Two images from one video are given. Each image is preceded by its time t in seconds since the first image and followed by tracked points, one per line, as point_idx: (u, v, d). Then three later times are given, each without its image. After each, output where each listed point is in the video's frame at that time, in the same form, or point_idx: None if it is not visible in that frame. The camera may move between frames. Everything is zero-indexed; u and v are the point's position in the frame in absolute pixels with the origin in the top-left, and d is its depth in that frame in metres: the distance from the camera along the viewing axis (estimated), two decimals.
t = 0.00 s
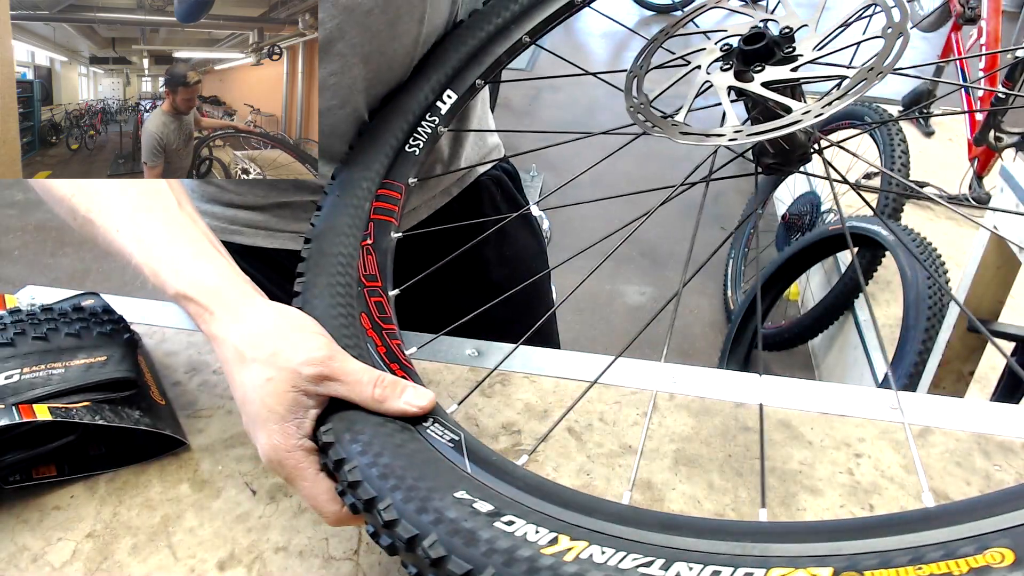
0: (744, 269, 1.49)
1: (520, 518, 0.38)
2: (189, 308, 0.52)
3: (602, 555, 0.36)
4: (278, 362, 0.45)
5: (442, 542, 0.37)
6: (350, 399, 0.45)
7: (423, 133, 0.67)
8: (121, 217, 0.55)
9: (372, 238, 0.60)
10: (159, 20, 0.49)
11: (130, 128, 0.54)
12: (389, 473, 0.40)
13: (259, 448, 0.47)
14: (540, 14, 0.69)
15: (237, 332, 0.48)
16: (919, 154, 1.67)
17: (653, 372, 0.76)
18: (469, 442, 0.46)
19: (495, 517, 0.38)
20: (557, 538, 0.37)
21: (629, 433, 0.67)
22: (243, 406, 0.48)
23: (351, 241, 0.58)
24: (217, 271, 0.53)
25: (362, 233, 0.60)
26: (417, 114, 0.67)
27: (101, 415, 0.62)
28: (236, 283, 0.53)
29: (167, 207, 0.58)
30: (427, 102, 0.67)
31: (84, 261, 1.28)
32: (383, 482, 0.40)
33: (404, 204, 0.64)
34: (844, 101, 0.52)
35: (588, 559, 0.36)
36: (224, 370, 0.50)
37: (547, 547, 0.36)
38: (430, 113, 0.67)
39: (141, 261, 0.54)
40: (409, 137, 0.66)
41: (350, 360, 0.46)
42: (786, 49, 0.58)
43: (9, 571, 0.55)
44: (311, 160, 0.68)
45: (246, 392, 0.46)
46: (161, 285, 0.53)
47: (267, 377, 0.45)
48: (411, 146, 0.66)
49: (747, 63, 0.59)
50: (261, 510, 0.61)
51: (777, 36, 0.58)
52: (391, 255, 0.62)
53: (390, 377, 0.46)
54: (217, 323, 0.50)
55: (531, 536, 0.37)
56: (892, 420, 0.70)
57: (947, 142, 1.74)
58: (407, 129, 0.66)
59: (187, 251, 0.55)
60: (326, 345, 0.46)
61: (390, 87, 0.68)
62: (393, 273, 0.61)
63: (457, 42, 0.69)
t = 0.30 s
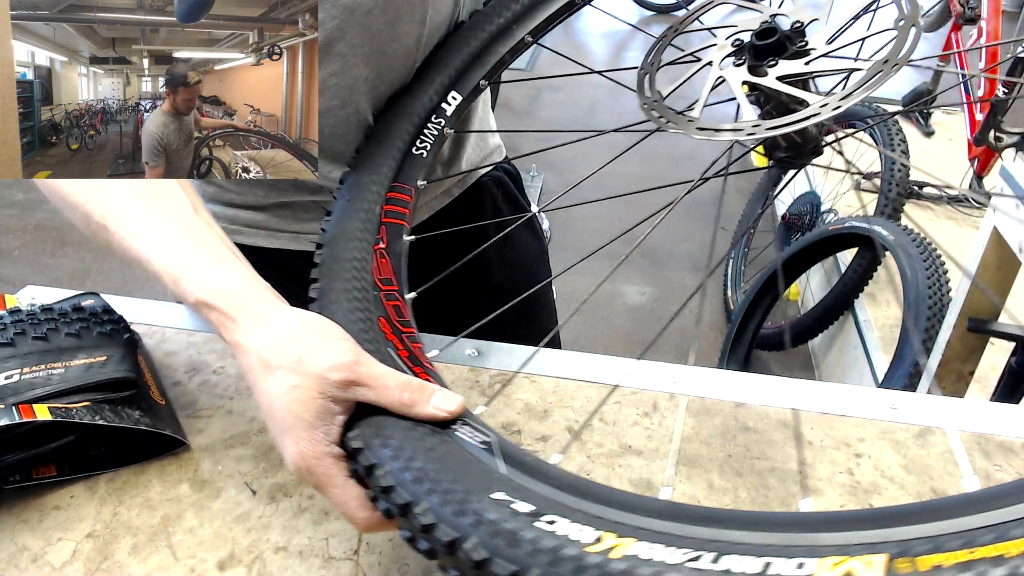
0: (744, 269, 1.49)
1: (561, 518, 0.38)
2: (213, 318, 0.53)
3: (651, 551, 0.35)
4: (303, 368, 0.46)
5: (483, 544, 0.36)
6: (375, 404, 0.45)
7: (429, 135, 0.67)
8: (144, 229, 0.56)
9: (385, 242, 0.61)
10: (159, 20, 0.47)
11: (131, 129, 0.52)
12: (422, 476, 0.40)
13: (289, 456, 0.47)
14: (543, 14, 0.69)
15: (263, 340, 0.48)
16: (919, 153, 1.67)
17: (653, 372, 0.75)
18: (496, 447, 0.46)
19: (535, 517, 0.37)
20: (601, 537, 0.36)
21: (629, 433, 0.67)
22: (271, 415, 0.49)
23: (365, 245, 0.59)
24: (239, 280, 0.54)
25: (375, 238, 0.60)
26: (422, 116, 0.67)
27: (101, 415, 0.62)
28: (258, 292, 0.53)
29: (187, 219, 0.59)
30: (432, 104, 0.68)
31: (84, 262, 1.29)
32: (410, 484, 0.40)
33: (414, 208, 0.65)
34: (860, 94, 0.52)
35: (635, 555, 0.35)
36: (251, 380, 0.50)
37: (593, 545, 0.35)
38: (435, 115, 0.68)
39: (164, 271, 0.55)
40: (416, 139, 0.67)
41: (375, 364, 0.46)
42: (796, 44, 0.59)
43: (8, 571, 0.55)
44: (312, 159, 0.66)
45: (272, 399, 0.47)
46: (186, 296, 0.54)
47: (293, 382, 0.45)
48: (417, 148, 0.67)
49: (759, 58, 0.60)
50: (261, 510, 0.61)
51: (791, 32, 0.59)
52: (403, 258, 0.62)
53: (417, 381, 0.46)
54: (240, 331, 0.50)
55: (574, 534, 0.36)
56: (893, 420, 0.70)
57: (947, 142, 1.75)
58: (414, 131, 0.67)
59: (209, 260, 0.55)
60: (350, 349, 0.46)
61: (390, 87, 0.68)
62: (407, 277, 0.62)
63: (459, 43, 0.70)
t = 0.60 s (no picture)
0: (744, 269, 1.50)
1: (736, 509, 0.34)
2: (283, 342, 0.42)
3: (852, 528, 0.31)
4: (412, 396, 0.38)
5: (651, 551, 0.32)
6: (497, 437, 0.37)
7: (471, 142, 0.64)
8: (183, 232, 0.45)
9: (451, 259, 0.57)
10: (159, 20, 0.46)
11: (130, 129, 0.52)
12: (545, 503, 0.34)
13: (410, 499, 0.39)
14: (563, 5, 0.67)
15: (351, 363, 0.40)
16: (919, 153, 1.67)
17: (653, 373, 0.76)
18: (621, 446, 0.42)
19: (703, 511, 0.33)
20: (788, 522, 0.32)
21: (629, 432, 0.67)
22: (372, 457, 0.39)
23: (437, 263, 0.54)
24: (309, 294, 0.44)
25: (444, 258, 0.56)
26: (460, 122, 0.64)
27: (101, 415, 0.62)
28: (329, 306, 0.43)
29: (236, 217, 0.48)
30: (469, 111, 0.64)
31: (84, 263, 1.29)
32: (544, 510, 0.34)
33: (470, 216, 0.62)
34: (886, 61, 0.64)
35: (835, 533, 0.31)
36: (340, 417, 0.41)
37: (780, 532, 0.32)
38: (474, 121, 0.65)
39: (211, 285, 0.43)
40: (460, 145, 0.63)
41: (478, 390, 0.38)
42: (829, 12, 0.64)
43: (8, 571, 0.55)
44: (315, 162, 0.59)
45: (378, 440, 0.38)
46: (244, 315, 0.43)
47: (401, 420, 0.37)
48: (463, 158, 0.64)
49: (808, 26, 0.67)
50: (261, 510, 0.61)
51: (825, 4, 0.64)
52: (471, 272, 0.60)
53: (532, 411, 0.38)
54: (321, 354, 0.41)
55: (752, 523, 0.32)
56: (893, 420, 0.70)
57: (947, 142, 1.75)
58: (455, 139, 0.63)
59: (268, 266, 0.45)
60: (456, 377, 0.39)
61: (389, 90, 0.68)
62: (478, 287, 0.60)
63: (481, 47, 0.66)
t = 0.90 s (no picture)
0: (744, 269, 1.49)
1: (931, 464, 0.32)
2: (406, 388, 0.37)
3: None
4: (570, 453, 0.34)
5: (845, 545, 0.30)
6: (665, 488, 0.35)
7: (483, 247, 0.66)
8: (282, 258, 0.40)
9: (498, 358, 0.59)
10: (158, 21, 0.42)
11: (131, 130, 0.48)
12: (705, 550, 0.34)
13: None
14: None
15: (496, 414, 0.36)
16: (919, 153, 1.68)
17: (654, 373, 0.81)
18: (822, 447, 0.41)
19: (899, 479, 0.32)
20: (992, 453, 0.30)
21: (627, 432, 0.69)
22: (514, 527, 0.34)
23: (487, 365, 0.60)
24: (433, 332, 0.39)
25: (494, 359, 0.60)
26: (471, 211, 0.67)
27: (101, 415, 0.63)
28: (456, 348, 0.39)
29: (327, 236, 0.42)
30: (472, 220, 0.66)
31: (86, 261, 1.30)
32: (707, 557, 0.34)
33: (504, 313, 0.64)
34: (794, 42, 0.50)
35: None
36: (471, 476, 0.36)
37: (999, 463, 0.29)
38: (479, 227, 0.67)
39: (322, 326, 0.38)
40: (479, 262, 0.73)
41: (648, 441, 0.35)
42: None
43: (9, 571, 0.57)
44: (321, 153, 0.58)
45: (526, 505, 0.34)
46: (355, 360, 0.38)
47: (557, 476, 0.33)
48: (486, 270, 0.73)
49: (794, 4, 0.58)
50: (261, 510, 0.63)
51: None
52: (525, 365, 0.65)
53: (705, 456, 0.36)
54: (457, 405, 0.36)
55: (951, 469, 0.30)
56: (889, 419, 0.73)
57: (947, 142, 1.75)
58: (467, 250, 0.65)
59: (378, 299, 0.39)
60: (622, 427, 0.35)
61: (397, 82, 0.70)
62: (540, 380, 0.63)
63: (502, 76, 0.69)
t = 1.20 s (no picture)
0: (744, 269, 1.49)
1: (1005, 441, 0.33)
2: (484, 445, 0.47)
3: None
4: (650, 503, 0.44)
5: (942, 547, 0.32)
6: (759, 522, 0.41)
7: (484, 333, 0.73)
8: (383, 325, 0.51)
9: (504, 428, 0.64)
10: (159, 22, 0.41)
11: (131, 130, 0.48)
12: None
13: None
14: (518, 53, 0.69)
15: (584, 473, 0.46)
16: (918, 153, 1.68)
17: (655, 373, 0.82)
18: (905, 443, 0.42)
19: (980, 463, 0.33)
20: None
21: (629, 432, 0.73)
22: None
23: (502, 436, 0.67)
24: (508, 390, 0.51)
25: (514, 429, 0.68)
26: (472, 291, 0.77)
27: (101, 416, 0.63)
28: (533, 410, 0.50)
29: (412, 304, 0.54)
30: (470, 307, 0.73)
31: (84, 262, 1.30)
32: None
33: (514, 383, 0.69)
34: (748, 52, 0.49)
35: None
36: (550, 529, 0.46)
37: None
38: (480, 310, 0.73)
39: (415, 380, 0.49)
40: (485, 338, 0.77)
41: (737, 484, 0.43)
42: None
43: (9, 571, 0.57)
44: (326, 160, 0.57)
45: (613, 558, 0.43)
46: (446, 416, 0.48)
47: (647, 530, 0.43)
48: (491, 343, 0.77)
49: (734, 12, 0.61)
50: (261, 510, 0.64)
51: None
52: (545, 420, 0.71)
53: (797, 481, 0.42)
54: (535, 463, 0.47)
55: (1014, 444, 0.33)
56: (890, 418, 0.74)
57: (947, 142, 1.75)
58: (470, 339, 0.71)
59: (464, 360, 0.51)
60: (684, 471, 0.45)
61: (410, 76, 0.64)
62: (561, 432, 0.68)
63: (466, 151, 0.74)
